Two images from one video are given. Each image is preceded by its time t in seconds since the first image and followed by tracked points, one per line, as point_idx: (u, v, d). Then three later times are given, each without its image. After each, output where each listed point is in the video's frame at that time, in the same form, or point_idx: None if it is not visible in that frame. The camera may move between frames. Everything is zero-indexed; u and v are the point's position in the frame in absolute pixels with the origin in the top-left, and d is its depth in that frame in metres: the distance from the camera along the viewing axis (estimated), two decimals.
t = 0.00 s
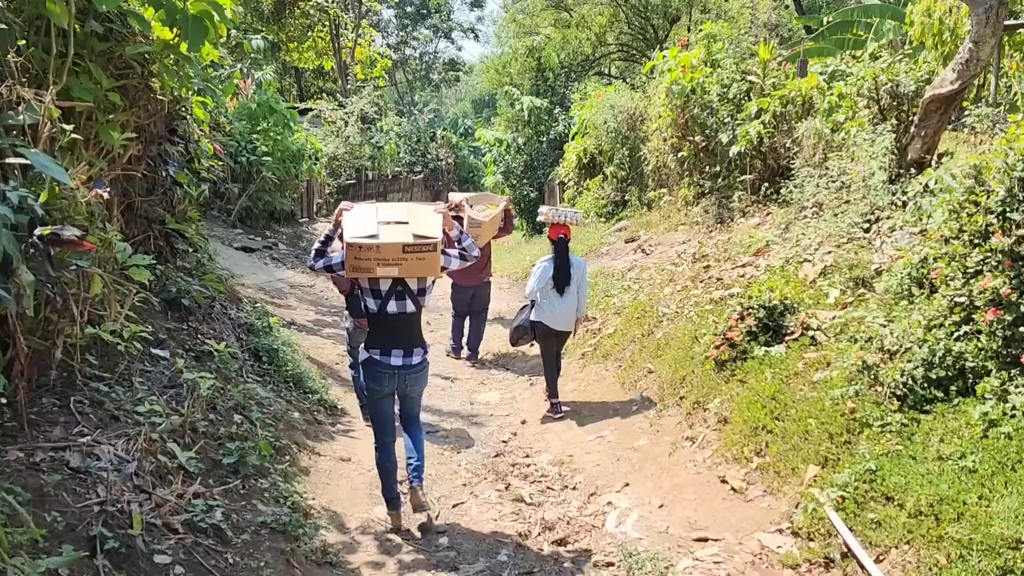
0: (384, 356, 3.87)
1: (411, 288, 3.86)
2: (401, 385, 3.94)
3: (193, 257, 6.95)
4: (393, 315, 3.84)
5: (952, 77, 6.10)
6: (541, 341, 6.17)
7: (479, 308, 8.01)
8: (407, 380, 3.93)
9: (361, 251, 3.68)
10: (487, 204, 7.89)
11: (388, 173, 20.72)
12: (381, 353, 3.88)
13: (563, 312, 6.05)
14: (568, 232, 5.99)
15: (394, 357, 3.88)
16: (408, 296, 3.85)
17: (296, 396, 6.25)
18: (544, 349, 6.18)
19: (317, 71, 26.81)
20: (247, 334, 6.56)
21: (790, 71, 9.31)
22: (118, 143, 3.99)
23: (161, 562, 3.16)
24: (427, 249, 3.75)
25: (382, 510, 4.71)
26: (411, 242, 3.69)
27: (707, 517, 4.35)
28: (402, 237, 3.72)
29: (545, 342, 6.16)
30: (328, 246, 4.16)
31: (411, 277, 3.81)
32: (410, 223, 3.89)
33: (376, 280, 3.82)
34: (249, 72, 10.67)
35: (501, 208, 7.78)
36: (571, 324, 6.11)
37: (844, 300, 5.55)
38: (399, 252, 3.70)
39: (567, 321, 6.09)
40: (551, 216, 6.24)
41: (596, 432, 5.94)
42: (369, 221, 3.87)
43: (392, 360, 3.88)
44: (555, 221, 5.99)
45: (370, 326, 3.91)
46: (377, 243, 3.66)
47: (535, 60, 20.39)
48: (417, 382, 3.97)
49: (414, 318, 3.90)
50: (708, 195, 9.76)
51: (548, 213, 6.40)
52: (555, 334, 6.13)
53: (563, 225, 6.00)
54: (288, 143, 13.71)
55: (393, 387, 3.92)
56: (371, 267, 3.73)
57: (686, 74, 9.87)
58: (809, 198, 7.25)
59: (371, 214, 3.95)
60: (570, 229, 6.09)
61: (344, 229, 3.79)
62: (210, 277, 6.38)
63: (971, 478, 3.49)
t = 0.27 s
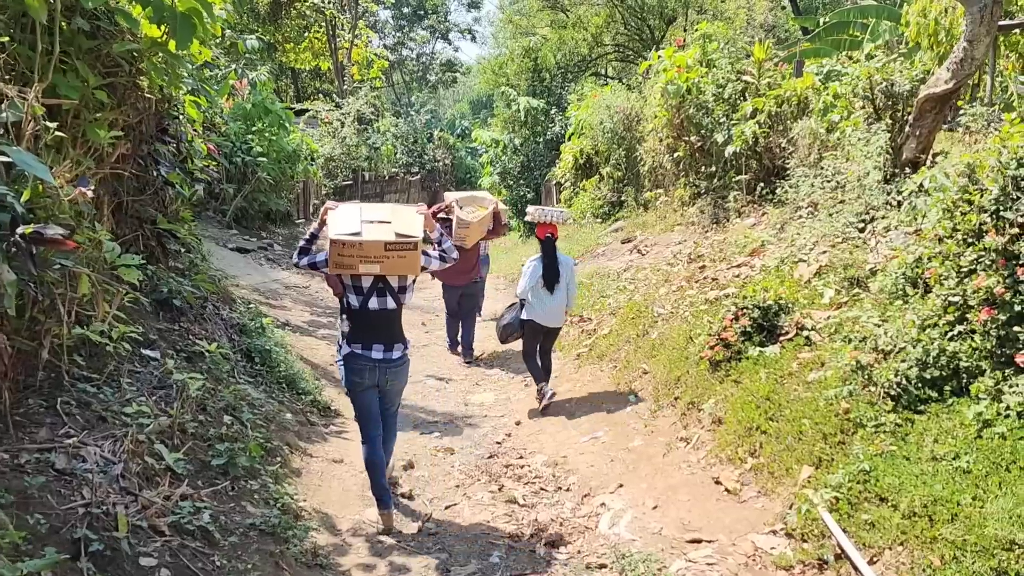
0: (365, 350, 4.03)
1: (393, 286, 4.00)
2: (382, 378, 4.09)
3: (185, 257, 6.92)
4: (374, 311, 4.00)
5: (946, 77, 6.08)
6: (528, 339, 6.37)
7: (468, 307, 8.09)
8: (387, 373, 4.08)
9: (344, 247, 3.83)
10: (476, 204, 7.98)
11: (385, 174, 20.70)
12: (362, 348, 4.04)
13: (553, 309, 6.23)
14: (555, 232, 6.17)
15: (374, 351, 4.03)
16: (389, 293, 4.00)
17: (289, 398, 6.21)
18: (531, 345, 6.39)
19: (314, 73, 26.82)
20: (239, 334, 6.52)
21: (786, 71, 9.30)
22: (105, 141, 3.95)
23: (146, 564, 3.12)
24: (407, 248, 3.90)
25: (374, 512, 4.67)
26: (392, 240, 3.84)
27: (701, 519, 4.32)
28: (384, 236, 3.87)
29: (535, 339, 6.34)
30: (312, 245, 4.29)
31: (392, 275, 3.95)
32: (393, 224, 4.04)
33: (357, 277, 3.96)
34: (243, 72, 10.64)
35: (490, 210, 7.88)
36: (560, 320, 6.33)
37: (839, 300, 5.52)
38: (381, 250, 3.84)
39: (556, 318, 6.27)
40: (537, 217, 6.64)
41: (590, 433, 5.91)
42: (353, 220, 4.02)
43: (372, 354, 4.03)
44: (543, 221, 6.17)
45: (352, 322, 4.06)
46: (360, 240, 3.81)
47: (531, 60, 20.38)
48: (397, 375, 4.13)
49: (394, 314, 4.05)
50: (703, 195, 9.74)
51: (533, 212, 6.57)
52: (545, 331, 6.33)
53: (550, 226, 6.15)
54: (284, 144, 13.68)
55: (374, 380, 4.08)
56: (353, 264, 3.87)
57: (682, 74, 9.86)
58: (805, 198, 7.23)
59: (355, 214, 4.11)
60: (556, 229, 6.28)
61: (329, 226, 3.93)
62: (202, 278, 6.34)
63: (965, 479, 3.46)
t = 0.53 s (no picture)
0: (353, 338, 4.25)
1: (379, 277, 4.25)
2: (370, 365, 4.31)
3: (177, 257, 6.89)
4: (362, 301, 4.22)
5: (941, 75, 6.07)
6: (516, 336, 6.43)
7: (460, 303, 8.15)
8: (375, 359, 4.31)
9: (333, 239, 4.08)
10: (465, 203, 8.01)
11: (382, 174, 20.68)
12: (350, 336, 4.26)
13: (541, 305, 6.30)
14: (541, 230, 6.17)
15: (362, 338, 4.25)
16: (374, 284, 4.25)
17: (282, 399, 6.18)
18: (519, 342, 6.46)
19: (311, 74, 26.80)
20: (232, 335, 6.49)
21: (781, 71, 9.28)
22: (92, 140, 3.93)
23: (132, 566, 3.09)
24: (393, 241, 4.15)
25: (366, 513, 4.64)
26: (379, 233, 4.08)
27: (694, 520, 4.30)
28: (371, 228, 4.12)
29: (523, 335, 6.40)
30: (302, 237, 4.54)
31: (377, 266, 4.19)
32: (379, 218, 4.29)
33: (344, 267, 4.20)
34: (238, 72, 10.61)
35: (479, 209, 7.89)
36: (548, 316, 6.39)
37: (833, 300, 5.50)
38: (368, 242, 4.09)
39: (543, 314, 6.33)
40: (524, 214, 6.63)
41: (584, 434, 5.88)
42: (342, 213, 4.26)
43: (360, 342, 4.26)
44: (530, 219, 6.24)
45: (340, 313, 4.28)
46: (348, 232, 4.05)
47: (527, 61, 20.38)
48: (384, 361, 4.36)
49: (381, 303, 4.29)
50: (699, 195, 9.72)
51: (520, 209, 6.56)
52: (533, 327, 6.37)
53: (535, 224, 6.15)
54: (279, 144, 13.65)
55: (363, 366, 4.32)
56: (341, 254, 4.11)
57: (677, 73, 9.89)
58: (800, 198, 7.22)
59: (344, 207, 4.35)
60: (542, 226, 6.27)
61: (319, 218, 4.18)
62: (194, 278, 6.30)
63: (959, 479, 3.44)
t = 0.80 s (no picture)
0: (344, 329, 4.37)
1: (369, 269, 4.40)
2: (359, 356, 4.43)
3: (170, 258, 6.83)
4: (352, 293, 4.35)
5: (937, 76, 6.07)
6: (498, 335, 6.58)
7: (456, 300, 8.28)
8: (364, 350, 4.42)
9: (326, 233, 4.20)
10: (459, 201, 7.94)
11: (377, 176, 20.64)
12: (340, 327, 4.38)
13: (521, 305, 6.43)
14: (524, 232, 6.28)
15: (352, 329, 4.38)
16: (365, 276, 4.39)
17: (275, 400, 6.13)
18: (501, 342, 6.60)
19: (307, 75, 26.75)
20: (225, 337, 6.43)
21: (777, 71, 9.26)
22: (83, 139, 3.89)
23: (120, 570, 3.04)
24: (383, 232, 4.29)
25: (359, 516, 4.59)
26: (370, 225, 4.21)
27: (691, 522, 4.26)
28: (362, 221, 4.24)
29: (504, 335, 6.55)
30: (292, 231, 4.63)
31: (369, 257, 4.33)
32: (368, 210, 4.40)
33: (336, 259, 4.32)
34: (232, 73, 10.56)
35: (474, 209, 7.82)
36: (529, 317, 6.52)
37: (830, 301, 5.47)
38: (359, 234, 4.23)
39: (524, 314, 6.46)
40: (509, 216, 6.97)
41: (580, 435, 5.85)
42: (331, 207, 4.37)
43: (350, 333, 4.38)
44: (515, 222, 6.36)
45: (332, 306, 4.41)
46: (340, 225, 4.18)
47: (523, 63, 20.39)
48: (373, 352, 4.47)
49: (371, 295, 4.41)
50: (695, 196, 9.70)
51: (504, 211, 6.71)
52: (514, 327, 6.51)
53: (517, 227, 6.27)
54: (274, 145, 13.60)
55: (353, 357, 4.42)
56: (334, 247, 4.23)
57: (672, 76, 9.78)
58: (796, 198, 7.20)
59: (333, 201, 4.46)
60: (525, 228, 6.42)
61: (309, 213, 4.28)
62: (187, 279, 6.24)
63: (958, 481, 3.41)
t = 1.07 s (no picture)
0: (330, 328, 4.44)
1: (356, 270, 4.44)
2: (346, 353, 4.48)
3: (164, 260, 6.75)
4: (339, 292, 4.42)
5: (938, 75, 6.05)
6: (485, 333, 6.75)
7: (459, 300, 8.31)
8: (351, 347, 4.47)
9: (313, 236, 4.27)
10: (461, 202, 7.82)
11: (374, 180, 20.59)
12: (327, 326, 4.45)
13: (506, 302, 6.65)
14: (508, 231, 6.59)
15: (338, 327, 4.44)
16: (352, 277, 4.43)
17: (269, 404, 6.04)
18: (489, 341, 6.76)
19: (303, 80, 26.73)
20: (219, 340, 6.35)
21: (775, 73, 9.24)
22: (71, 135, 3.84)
23: None
24: (369, 235, 4.35)
25: (353, 522, 4.51)
26: (356, 228, 4.28)
27: (691, 527, 4.19)
28: (348, 224, 4.31)
29: (490, 333, 6.73)
30: (281, 233, 4.78)
31: (356, 259, 4.38)
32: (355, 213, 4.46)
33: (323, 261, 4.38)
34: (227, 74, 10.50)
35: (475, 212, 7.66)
36: (514, 315, 6.72)
37: (831, 303, 5.41)
38: (345, 237, 4.29)
39: (508, 311, 6.66)
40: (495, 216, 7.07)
41: (578, 439, 5.78)
42: (319, 210, 4.44)
43: (337, 331, 4.44)
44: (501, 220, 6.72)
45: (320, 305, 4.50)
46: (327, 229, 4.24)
47: (519, 66, 20.40)
48: (360, 350, 4.52)
49: (358, 294, 4.47)
50: (693, 199, 9.66)
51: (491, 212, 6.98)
52: (499, 325, 6.71)
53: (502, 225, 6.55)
54: (270, 148, 13.54)
55: (340, 355, 4.48)
56: (321, 250, 4.30)
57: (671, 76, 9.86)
58: (795, 200, 7.15)
59: (320, 204, 4.53)
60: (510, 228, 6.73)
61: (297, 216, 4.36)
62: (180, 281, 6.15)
63: (965, 484, 3.35)
